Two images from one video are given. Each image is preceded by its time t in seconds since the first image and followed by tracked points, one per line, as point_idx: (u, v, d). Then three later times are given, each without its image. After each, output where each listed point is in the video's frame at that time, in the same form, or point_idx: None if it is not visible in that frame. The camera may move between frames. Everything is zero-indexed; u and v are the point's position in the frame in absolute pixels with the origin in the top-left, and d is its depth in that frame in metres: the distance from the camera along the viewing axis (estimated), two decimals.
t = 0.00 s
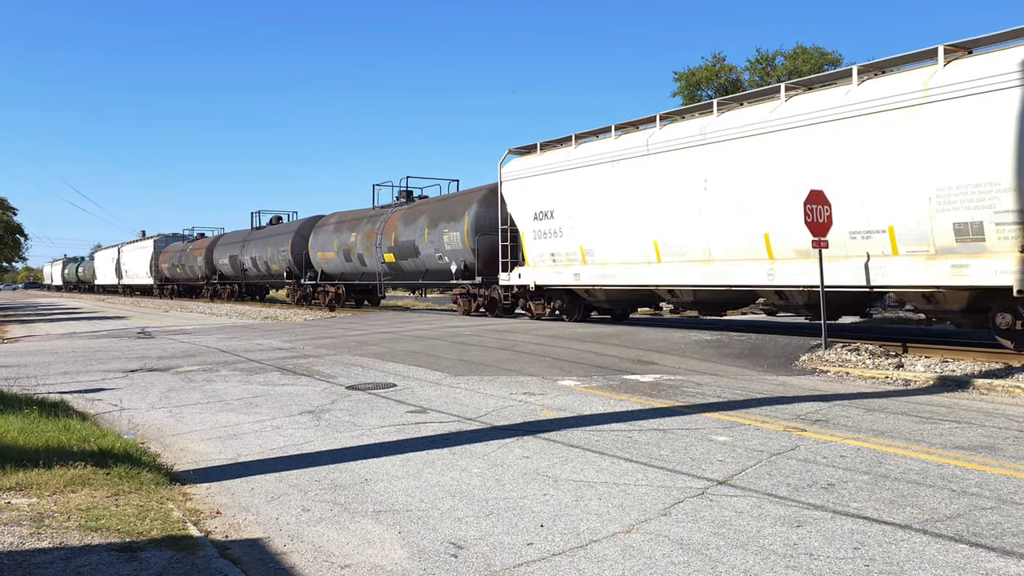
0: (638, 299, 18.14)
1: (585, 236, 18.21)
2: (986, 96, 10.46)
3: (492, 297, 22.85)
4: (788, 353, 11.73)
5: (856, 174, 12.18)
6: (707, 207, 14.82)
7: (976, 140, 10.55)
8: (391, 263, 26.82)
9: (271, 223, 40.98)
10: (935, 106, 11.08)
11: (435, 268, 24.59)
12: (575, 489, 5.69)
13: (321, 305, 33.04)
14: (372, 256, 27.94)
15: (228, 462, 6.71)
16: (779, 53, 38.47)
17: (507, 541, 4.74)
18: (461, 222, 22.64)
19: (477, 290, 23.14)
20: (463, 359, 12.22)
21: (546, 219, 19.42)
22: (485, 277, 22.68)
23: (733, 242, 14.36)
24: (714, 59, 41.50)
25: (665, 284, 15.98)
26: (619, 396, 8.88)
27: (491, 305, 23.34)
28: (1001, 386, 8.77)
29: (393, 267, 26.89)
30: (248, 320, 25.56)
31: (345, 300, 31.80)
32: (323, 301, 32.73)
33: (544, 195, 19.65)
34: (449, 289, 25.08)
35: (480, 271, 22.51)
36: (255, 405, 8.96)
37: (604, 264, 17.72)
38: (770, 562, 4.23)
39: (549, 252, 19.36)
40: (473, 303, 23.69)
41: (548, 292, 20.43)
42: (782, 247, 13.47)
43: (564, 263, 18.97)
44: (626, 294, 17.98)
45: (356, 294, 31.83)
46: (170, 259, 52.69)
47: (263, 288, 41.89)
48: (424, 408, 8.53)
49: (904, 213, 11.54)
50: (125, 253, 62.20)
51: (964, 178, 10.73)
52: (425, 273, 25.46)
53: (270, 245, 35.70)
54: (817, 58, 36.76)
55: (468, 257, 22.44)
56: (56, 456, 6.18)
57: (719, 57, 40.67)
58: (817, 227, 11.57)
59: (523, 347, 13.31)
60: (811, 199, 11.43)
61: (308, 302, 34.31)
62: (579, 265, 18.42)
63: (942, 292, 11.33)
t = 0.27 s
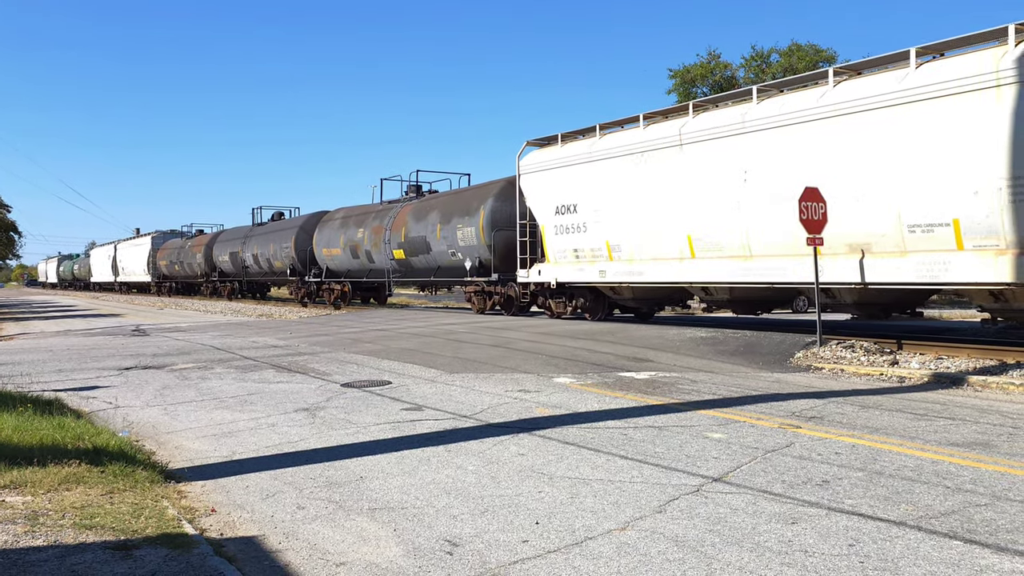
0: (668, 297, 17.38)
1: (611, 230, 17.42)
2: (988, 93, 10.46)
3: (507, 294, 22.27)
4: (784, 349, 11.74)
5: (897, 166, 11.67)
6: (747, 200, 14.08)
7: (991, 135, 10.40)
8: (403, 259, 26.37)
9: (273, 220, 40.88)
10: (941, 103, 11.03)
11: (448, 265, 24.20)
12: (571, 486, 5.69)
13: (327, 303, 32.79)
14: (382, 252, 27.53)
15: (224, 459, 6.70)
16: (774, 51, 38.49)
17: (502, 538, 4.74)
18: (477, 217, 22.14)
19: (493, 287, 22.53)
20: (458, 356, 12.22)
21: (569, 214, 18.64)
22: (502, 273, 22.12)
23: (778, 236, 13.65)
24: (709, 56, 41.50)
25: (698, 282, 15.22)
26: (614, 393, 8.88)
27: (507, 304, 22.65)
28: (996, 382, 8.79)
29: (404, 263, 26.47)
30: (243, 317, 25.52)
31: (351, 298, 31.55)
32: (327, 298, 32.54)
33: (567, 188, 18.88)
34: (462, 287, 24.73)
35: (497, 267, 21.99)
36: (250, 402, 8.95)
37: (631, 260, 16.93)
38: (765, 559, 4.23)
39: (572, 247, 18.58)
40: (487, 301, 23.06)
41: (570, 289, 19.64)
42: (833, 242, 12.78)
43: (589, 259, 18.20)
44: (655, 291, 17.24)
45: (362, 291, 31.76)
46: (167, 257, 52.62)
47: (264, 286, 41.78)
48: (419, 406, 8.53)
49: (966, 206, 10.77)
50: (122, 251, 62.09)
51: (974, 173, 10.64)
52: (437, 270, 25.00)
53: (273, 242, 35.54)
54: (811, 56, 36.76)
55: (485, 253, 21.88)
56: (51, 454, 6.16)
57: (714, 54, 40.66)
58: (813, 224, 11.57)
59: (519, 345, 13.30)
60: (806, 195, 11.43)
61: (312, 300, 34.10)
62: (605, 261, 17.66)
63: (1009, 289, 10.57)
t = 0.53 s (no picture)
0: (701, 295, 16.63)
1: (641, 226, 16.59)
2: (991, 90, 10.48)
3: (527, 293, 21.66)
4: (779, 348, 11.75)
5: (910, 163, 11.53)
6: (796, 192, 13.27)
7: None
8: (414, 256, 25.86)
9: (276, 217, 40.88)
10: (984, 94, 10.54)
11: (462, 262, 23.68)
12: (567, 484, 5.70)
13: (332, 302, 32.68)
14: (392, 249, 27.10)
15: (220, 457, 6.70)
16: (770, 49, 38.52)
17: (499, 536, 4.74)
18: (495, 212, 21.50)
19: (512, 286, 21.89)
20: (455, 354, 12.22)
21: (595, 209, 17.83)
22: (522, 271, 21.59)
23: (829, 232, 12.88)
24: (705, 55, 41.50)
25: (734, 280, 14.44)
26: (610, 391, 8.89)
27: (527, 304, 22.00)
28: (991, 380, 8.81)
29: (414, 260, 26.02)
30: (239, 315, 25.50)
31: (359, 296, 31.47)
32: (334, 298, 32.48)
33: (595, 182, 18.05)
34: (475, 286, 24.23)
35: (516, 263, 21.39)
36: (246, 400, 8.95)
37: (663, 257, 16.12)
38: (761, 557, 4.23)
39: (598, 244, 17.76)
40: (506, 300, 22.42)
41: (595, 287, 18.79)
42: (888, 236, 11.95)
43: (617, 255, 17.41)
44: (689, 290, 16.48)
45: (369, 290, 31.92)
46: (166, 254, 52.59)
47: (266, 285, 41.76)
48: (416, 404, 8.53)
49: None
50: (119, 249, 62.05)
51: (976, 171, 10.67)
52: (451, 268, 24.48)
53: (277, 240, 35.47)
54: (808, 54, 36.77)
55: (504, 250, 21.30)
56: (46, 453, 6.15)
57: (710, 52, 40.67)
58: (809, 222, 11.58)
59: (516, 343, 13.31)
60: (802, 194, 11.44)
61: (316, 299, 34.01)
62: (635, 258, 16.86)
63: None
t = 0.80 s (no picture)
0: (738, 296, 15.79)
1: (675, 223, 15.73)
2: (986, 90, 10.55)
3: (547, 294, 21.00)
4: (776, 347, 11.76)
5: None
6: (849, 186, 12.43)
7: None
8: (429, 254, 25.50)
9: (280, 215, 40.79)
10: None
11: (479, 261, 23.26)
12: (564, 483, 5.70)
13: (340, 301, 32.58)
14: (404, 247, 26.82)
15: (216, 457, 6.70)
16: (766, 49, 38.56)
17: (496, 535, 4.74)
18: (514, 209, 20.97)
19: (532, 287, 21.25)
20: (451, 353, 12.22)
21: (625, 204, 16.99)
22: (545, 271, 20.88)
23: (886, 228, 11.98)
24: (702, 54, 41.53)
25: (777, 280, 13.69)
26: (607, 390, 8.90)
27: (548, 305, 21.30)
28: (986, 379, 8.83)
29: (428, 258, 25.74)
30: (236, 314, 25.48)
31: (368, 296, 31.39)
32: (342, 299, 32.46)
33: (623, 177, 17.18)
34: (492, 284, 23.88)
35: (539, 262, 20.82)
36: (242, 400, 8.94)
37: (700, 256, 15.29)
38: (757, 556, 4.24)
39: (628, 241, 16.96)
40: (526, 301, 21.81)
41: (623, 288, 17.90)
42: (953, 234, 11.09)
43: (648, 254, 16.56)
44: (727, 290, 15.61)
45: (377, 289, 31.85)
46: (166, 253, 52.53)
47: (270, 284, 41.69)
48: (412, 403, 8.53)
49: None
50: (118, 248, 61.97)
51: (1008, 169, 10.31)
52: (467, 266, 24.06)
53: (282, 238, 35.39)
54: (804, 54, 36.79)
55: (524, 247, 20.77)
56: (42, 452, 6.14)
57: (706, 52, 40.70)
58: (804, 222, 11.59)
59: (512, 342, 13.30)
60: (798, 194, 11.46)
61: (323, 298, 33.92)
62: (667, 257, 16.02)
63: None
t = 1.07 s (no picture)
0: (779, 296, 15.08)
1: (711, 220, 15.04)
2: (980, 90, 10.68)
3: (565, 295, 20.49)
4: (771, 347, 11.77)
5: None
6: (908, 181, 11.65)
7: None
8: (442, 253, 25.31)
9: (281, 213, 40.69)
10: None
11: (496, 260, 23.04)
12: (558, 483, 5.70)
13: (347, 300, 32.55)
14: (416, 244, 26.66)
15: (211, 457, 6.68)
16: (762, 48, 38.58)
17: (490, 535, 4.74)
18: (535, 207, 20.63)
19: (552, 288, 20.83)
20: (446, 353, 12.21)
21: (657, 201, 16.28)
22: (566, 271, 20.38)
23: (950, 226, 11.16)
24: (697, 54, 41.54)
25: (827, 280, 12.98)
26: (602, 390, 8.90)
27: (569, 305, 20.78)
28: (980, 379, 8.85)
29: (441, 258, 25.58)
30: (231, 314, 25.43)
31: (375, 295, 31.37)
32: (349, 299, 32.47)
33: (655, 172, 16.48)
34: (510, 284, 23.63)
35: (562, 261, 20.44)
36: (237, 399, 8.91)
37: (739, 254, 14.64)
38: (752, 555, 4.24)
39: (660, 240, 16.28)
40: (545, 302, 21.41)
41: (654, 288, 17.22)
42: None
43: (683, 252, 15.82)
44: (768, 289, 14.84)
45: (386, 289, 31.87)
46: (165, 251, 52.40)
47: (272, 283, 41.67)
48: (407, 403, 8.52)
49: None
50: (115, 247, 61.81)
51: None
52: (483, 265, 23.86)
53: (286, 236, 35.28)
54: (799, 54, 36.81)
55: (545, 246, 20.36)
56: (36, 452, 6.12)
57: (701, 52, 40.71)
58: (799, 222, 11.60)
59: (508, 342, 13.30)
60: (793, 194, 11.47)
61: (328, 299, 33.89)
62: (703, 255, 15.30)
63: None
